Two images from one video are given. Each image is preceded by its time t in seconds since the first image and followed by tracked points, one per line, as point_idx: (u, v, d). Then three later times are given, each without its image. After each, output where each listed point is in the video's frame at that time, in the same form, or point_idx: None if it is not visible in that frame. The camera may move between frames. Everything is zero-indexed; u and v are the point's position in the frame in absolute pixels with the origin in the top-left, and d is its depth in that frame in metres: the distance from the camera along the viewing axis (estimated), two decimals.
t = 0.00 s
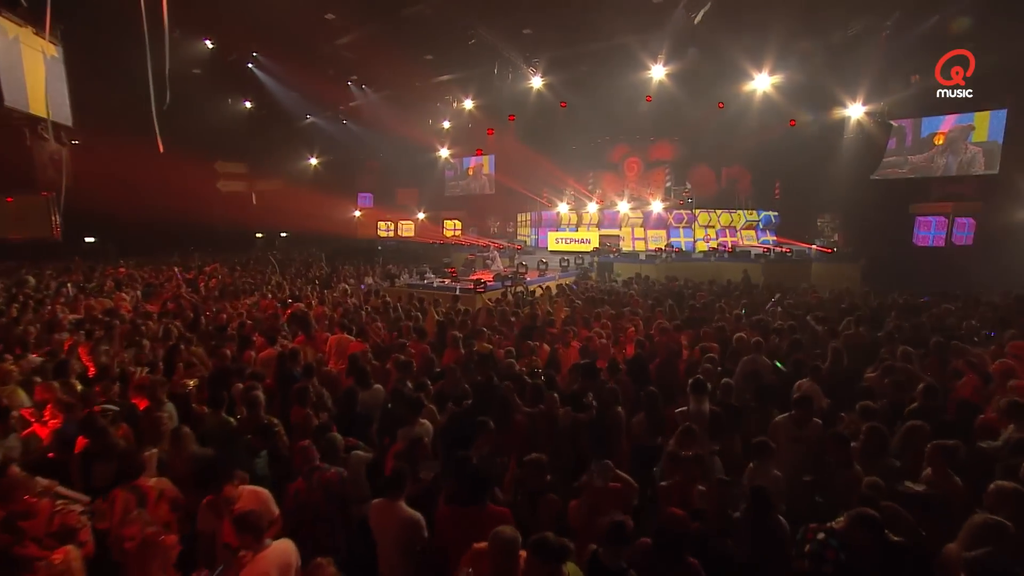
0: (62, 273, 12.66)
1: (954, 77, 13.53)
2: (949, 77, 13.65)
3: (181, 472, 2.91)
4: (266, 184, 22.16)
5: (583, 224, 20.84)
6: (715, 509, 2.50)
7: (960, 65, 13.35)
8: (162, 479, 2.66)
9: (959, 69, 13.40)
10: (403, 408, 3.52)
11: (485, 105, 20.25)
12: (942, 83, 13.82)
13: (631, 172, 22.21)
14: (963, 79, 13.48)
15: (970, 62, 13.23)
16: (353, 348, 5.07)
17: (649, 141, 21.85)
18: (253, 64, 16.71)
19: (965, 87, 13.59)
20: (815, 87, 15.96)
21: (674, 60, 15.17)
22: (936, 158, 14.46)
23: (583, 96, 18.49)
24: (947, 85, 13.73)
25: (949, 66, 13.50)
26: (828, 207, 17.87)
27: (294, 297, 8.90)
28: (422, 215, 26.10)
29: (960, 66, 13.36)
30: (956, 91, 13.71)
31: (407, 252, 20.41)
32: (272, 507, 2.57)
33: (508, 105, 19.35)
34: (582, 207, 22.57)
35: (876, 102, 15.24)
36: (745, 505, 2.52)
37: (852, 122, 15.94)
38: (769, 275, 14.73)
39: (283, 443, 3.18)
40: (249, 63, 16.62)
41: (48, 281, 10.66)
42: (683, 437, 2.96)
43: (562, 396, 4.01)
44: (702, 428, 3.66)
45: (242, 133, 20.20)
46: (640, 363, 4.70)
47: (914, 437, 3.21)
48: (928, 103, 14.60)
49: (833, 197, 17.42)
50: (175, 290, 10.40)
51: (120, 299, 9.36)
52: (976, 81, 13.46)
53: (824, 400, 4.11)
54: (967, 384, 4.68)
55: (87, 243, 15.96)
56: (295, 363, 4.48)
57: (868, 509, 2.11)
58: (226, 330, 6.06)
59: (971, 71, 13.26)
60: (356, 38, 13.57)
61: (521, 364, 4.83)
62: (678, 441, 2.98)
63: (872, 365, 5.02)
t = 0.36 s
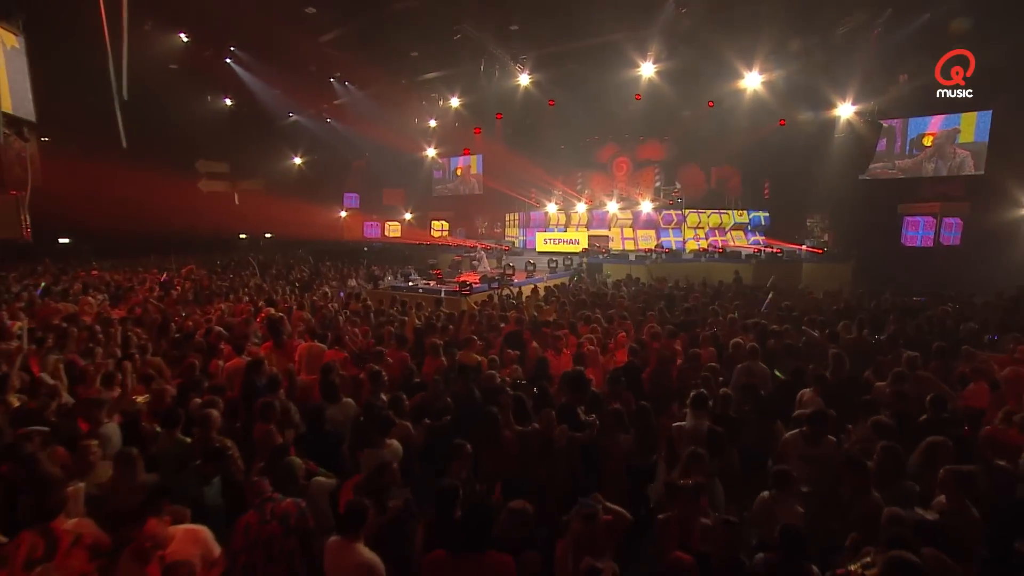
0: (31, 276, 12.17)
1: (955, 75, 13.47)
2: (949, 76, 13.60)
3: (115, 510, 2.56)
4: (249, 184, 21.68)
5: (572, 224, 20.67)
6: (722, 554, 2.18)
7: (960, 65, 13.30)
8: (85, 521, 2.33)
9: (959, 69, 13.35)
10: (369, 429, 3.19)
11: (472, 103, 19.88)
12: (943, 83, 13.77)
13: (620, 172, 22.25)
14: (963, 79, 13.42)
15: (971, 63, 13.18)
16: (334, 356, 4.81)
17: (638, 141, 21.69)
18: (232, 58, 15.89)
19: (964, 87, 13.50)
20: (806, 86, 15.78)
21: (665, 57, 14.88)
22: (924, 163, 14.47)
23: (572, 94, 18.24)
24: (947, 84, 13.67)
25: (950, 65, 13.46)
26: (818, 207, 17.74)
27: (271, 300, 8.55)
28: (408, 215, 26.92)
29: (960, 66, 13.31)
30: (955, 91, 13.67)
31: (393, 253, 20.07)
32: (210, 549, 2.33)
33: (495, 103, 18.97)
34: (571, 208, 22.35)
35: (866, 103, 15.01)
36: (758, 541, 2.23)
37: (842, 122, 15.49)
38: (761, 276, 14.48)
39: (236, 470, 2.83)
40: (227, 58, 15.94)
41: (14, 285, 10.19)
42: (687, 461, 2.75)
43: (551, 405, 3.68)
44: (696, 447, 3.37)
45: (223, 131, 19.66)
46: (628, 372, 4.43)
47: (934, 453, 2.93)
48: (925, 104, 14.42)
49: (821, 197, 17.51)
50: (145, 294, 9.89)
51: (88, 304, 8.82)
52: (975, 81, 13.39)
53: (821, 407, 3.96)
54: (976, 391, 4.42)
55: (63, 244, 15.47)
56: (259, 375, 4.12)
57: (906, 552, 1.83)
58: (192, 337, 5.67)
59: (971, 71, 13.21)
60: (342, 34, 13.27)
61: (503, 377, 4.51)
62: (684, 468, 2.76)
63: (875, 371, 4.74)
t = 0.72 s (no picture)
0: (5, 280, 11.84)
1: (955, 75, 13.13)
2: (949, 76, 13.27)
3: (23, 562, 2.07)
4: (236, 187, 21.37)
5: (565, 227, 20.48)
6: None
7: (960, 65, 12.94)
8: None
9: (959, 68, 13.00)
10: (332, 456, 2.83)
11: (463, 104, 19.53)
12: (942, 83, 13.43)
13: (614, 174, 22.29)
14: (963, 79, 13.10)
15: (971, 62, 12.83)
16: (311, 368, 4.57)
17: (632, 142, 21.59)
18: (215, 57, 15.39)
19: (965, 87, 13.22)
20: (801, 87, 15.65)
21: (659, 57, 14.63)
22: (921, 163, 14.33)
23: (564, 95, 18.02)
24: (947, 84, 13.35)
25: (950, 65, 13.10)
26: (813, 210, 17.54)
27: (251, 306, 8.24)
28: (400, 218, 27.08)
29: (960, 66, 12.96)
30: (954, 91, 13.36)
31: (383, 256, 19.82)
32: None
33: (486, 102, 18.65)
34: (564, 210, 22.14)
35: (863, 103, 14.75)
36: None
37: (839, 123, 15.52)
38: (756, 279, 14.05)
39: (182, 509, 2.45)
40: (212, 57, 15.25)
41: None
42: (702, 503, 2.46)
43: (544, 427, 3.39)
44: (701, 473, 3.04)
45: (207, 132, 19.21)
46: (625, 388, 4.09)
47: (968, 479, 2.61)
48: (925, 105, 14.08)
49: (816, 198, 17.38)
50: (123, 298, 9.64)
51: (63, 309, 8.57)
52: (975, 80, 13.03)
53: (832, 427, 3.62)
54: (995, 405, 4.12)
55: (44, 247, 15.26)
56: (223, 389, 3.77)
57: None
58: (160, 347, 5.32)
59: (970, 70, 12.90)
60: (330, 33, 12.97)
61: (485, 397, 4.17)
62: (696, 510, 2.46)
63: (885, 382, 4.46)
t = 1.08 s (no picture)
0: None
1: (955, 75, 12.75)
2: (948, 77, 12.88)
3: None
4: (236, 189, 21.34)
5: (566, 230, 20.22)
6: None
7: (960, 66, 12.57)
8: None
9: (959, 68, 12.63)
10: (297, 489, 2.51)
11: (462, 104, 19.22)
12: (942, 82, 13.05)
13: (616, 176, 21.83)
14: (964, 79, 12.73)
15: (971, 62, 12.47)
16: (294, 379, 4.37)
17: (634, 144, 21.37)
18: (210, 57, 15.09)
19: (965, 87, 12.87)
20: (806, 87, 15.38)
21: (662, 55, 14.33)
22: (931, 165, 13.72)
23: (565, 96, 17.78)
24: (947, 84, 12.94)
25: (950, 65, 12.71)
26: (820, 212, 17.16)
27: (241, 310, 8.00)
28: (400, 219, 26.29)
29: (960, 66, 12.59)
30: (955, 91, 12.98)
31: (382, 259, 19.65)
32: None
33: (486, 103, 18.37)
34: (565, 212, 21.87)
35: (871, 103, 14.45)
36: None
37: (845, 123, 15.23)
38: (761, 282, 13.69)
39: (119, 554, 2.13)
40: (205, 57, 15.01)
41: None
42: (727, 558, 2.12)
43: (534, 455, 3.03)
44: (720, 508, 2.71)
45: (204, 135, 18.99)
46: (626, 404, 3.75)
47: None
48: (925, 103, 13.85)
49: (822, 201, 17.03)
50: (115, 300, 9.47)
51: (51, 312, 8.38)
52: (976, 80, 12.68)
53: (866, 452, 3.27)
54: None
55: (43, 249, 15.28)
56: (189, 406, 3.46)
57: None
58: (132, 358, 5.01)
59: (971, 70, 12.55)
60: (329, 34, 12.75)
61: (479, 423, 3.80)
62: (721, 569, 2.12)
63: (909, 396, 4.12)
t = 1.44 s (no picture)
0: None
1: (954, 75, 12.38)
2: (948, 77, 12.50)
3: None
4: (234, 191, 21.22)
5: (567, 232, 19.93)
6: None
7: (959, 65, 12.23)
8: None
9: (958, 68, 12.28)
10: (258, 528, 2.24)
11: (461, 104, 18.94)
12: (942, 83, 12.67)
13: (617, 177, 21.72)
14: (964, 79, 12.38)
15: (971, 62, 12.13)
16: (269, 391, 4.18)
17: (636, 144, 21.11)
18: (205, 56, 14.84)
19: (965, 87, 12.51)
20: (811, 85, 15.10)
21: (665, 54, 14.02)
22: (940, 168, 13.34)
23: (566, 96, 17.54)
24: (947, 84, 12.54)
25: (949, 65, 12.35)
26: (826, 214, 16.80)
27: (230, 315, 7.73)
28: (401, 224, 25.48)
29: (960, 66, 12.26)
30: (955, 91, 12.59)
31: (381, 262, 19.44)
32: None
33: (485, 103, 18.08)
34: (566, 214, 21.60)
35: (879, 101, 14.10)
36: None
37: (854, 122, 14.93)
38: (766, 286, 13.55)
39: None
40: (198, 56, 14.73)
41: None
42: None
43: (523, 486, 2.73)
44: (736, 550, 2.43)
45: (200, 136, 18.73)
46: (626, 422, 3.45)
47: None
48: (926, 105, 13.60)
49: (829, 202, 16.68)
50: (100, 305, 9.20)
51: (34, 317, 8.12)
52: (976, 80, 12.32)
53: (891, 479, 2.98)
54: None
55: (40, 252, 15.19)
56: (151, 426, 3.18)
57: None
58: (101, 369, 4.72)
59: (971, 70, 12.19)
60: (329, 33, 12.48)
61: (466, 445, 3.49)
62: None
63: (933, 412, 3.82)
